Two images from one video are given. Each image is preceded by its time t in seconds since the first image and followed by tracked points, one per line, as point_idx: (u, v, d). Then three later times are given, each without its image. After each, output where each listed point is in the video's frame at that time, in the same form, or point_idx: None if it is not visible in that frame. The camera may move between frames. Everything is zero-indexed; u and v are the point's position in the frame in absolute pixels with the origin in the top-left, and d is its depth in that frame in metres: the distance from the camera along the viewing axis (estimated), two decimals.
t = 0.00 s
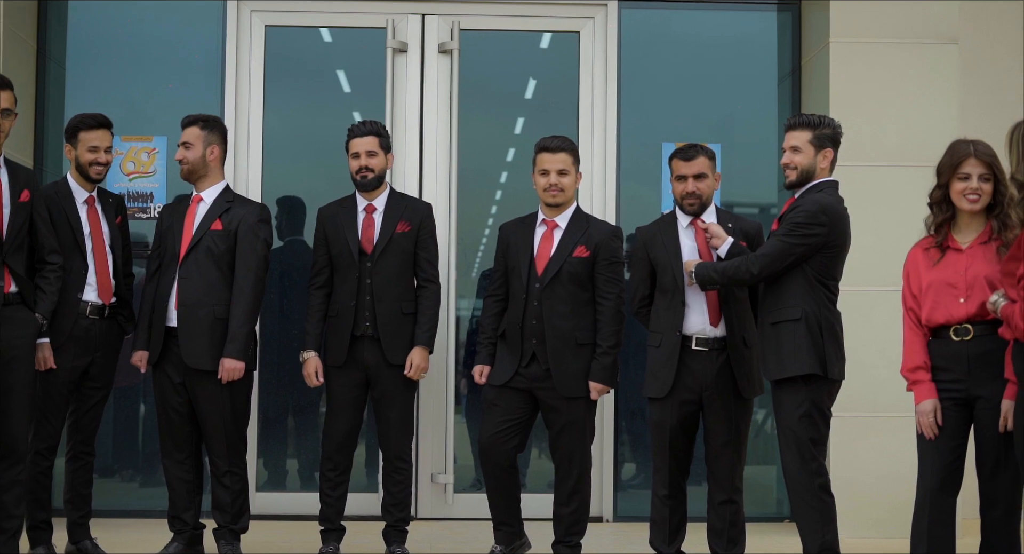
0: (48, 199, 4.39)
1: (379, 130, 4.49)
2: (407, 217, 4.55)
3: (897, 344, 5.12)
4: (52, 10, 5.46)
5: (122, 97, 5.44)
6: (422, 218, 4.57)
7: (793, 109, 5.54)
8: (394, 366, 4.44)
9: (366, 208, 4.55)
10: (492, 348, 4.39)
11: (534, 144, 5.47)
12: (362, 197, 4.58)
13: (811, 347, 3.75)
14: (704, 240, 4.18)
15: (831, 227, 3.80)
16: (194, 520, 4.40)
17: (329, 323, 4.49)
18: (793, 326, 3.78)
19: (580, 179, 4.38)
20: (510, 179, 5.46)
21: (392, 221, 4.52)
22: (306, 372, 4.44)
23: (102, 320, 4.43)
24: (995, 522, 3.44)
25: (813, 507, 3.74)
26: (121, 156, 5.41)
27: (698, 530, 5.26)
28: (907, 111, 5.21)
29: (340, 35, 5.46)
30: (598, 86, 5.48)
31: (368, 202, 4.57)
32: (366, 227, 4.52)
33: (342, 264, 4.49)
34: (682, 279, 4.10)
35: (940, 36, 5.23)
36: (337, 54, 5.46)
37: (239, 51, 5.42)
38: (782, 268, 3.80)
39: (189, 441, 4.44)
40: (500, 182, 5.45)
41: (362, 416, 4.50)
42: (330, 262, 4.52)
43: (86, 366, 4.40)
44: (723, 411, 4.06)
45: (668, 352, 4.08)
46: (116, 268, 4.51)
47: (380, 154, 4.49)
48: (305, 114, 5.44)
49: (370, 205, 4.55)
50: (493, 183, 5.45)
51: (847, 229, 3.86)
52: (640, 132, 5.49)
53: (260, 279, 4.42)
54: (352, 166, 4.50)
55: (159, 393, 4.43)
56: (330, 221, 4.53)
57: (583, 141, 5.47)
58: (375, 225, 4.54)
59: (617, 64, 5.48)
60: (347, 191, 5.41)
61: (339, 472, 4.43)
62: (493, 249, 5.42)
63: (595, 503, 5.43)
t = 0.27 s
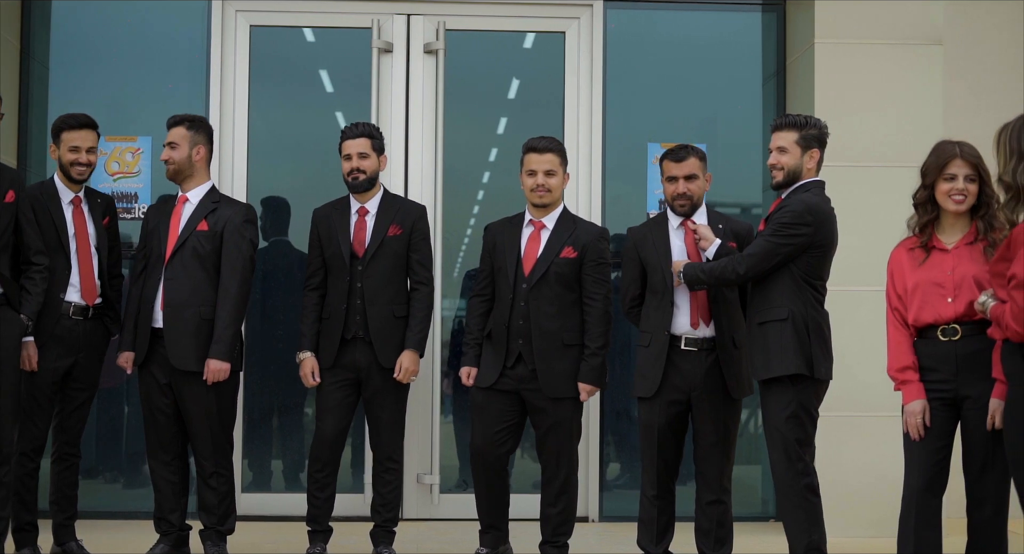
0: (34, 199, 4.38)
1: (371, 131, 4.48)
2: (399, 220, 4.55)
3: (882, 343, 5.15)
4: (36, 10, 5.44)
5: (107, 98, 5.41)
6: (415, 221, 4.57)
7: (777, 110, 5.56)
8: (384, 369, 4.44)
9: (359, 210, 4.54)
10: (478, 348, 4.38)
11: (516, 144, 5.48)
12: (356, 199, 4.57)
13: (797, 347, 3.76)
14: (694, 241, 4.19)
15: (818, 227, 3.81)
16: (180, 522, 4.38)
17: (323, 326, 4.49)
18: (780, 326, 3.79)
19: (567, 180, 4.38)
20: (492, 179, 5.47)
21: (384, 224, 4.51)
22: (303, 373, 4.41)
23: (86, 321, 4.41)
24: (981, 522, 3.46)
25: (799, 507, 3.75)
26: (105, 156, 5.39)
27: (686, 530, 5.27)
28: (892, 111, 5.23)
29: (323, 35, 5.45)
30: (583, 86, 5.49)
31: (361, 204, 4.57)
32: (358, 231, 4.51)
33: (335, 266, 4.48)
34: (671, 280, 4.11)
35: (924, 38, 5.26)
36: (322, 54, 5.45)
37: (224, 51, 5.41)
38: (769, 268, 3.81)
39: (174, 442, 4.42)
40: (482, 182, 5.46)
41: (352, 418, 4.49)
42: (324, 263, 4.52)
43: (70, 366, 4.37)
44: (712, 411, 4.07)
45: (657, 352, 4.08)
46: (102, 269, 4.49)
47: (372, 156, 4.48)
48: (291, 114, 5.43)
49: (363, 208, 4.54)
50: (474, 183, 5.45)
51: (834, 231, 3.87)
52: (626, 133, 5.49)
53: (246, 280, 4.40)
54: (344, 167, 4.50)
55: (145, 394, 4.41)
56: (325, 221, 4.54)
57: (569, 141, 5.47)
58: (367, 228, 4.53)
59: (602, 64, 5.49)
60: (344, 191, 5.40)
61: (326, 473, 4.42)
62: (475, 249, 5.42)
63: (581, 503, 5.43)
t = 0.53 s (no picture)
0: (24, 199, 4.38)
1: (365, 132, 4.48)
2: (392, 222, 4.53)
3: (873, 344, 5.17)
4: (25, 9, 5.41)
5: (97, 98, 5.40)
6: (410, 223, 4.55)
7: (767, 111, 5.57)
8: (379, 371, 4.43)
9: (352, 211, 4.55)
10: (467, 350, 4.36)
11: (503, 144, 5.47)
12: (350, 200, 4.57)
13: (788, 347, 3.77)
14: (686, 242, 4.20)
15: (809, 228, 3.82)
16: (171, 522, 4.37)
17: (318, 327, 4.48)
18: (771, 327, 3.80)
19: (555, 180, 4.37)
20: (480, 178, 5.45)
21: (378, 225, 4.51)
22: (297, 373, 4.42)
23: (76, 322, 4.39)
24: (973, 522, 3.47)
25: (791, 507, 3.76)
26: (94, 156, 5.37)
27: (679, 530, 5.29)
28: (882, 112, 5.25)
29: (311, 35, 5.45)
30: (573, 87, 5.49)
31: (355, 205, 4.57)
32: (352, 231, 4.51)
33: (330, 267, 4.48)
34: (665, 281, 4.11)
35: (913, 39, 5.28)
36: (312, 55, 5.45)
37: (214, 51, 5.40)
38: (760, 268, 3.82)
39: (165, 443, 4.41)
40: (470, 182, 5.45)
41: (343, 418, 4.48)
42: (319, 265, 4.52)
43: (59, 365, 4.36)
44: (704, 411, 4.08)
45: (649, 352, 4.09)
46: (94, 269, 4.47)
47: (366, 156, 4.47)
48: (280, 114, 5.42)
49: (356, 208, 4.55)
50: (461, 183, 5.44)
51: (825, 234, 3.89)
52: (616, 134, 5.50)
53: (237, 281, 4.39)
54: (338, 168, 4.49)
55: (136, 394, 4.39)
56: (319, 222, 4.54)
57: (559, 142, 5.48)
58: (361, 229, 4.53)
59: (592, 65, 5.50)
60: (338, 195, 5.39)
61: (317, 472, 4.42)
62: (462, 249, 5.42)
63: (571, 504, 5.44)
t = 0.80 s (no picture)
0: (20, 199, 4.37)
1: (362, 132, 4.48)
2: (390, 222, 4.53)
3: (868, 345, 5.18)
4: (20, 9, 5.41)
5: (92, 98, 5.39)
6: (407, 223, 4.55)
7: (762, 112, 5.58)
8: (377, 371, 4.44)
9: (350, 211, 4.54)
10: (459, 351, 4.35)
11: (494, 145, 5.47)
12: (348, 201, 4.57)
13: (786, 349, 3.78)
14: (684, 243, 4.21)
15: (806, 230, 3.83)
16: (166, 523, 4.37)
17: (314, 327, 4.50)
18: (768, 329, 3.80)
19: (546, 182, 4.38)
20: (471, 178, 5.46)
21: (375, 225, 4.50)
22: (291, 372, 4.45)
23: (72, 322, 4.38)
24: (970, 523, 3.48)
25: (788, 508, 3.77)
26: (89, 156, 5.37)
27: (675, 530, 5.29)
28: (876, 114, 5.26)
29: (304, 35, 5.44)
30: (568, 88, 5.50)
31: (353, 205, 4.57)
32: (350, 231, 4.51)
33: (327, 268, 4.49)
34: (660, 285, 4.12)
35: (908, 41, 5.29)
36: (308, 55, 5.45)
37: (209, 51, 5.39)
38: (758, 270, 3.83)
39: (161, 444, 4.40)
40: (460, 182, 5.45)
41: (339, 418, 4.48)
42: (317, 265, 4.53)
43: (56, 365, 4.35)
44: (701, 413, 4.08)
45: (647, 353, 4.10)
46: (90, 270, 4.47)
47: (364, 157, 4.47)
48: (276, 114, 5.42)
49: (354, 209, 4.54)
50: (452, 183, 5.44)
51: (822, 236, 3.89)
52: (612, 135, 5.51)
53: (232, 282, 4.39)
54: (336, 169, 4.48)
55: (131, 394, 4.39)
56: (317, 222, 4.53)
57: (553, 144, 5.48)
58: (358, 229, 4.52)
59: (587, 67, 5.50)
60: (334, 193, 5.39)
61: (312, 473, 4.41)
62: (453, 249, 5.43)
63: (566, 504, 5.44)
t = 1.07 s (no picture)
0: (15, 199, 4.37)
1: (355, 133, 4.48)
2: (383, 222, 4.52)
3: (860, 345, 5.19)
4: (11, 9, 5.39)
5: (84, 98, 5.38)
6: (400, 223, 4.55)
7: (753, 113, 5.59)
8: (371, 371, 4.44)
9: (343, 212, 4.53)
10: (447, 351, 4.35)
11: (483, 145, 5.47)
12: (340, 201, 4.56)
13: (784, 351, 3.78)
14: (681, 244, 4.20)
15: (802, 231, 3.84)
16: (159, 524, 4.36)
17: (306, 327, 4.48)
18: (766, 331, 3.81)
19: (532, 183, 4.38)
20: (460, 179, 5.45)
21: (369, 225, 4.50)
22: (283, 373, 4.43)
23: (68, 323, 4.38)
24: (964, 523, 3.49)
25: (783, 508, 3.78)
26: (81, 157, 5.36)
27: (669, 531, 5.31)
28: (869, 115, 5.28)
29: (294, 35, 5.44)
30: (560, 89, 5.50)
31: (345, 206, 4.56)
32: (343, 232, 4.50)
33: (318, 268, 4.48)
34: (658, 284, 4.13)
35: (900, 43, 5.30)
36: (300, 56, 5.44)
37: (201, 51, 5.39)
38: (757, 273, 3.82)
39: (154, 445, 4.39)
40: (449, 182, 5.45)
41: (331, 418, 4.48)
42: (308, 265, 4.52)
43: (50, 366, 4.34)
44: (696, 413, 4.08)
45: (642, 353, 4.11)
46: (84, 271, 4.46)
47: (357, 157, 4.47)
48: (268, 114, 5.41)
49: (347, 209, 4.53)
50: (441, 183, 5.44)
51: (816, 236, 3.89)
52: (604, 135, 5.51)
53: (225, 282, 4.38)
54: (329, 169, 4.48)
55: (123, 395, 4.38)
56: (310, 222, 4.53)
57: (545, 144, 5.48)
58: (351, 229, 4.52)
59: (579, 67, 5.51)
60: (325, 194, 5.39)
61: (304, 474, 4.41)
62: (441, 249, 5.43)
63: (558, 504, 5.45)
